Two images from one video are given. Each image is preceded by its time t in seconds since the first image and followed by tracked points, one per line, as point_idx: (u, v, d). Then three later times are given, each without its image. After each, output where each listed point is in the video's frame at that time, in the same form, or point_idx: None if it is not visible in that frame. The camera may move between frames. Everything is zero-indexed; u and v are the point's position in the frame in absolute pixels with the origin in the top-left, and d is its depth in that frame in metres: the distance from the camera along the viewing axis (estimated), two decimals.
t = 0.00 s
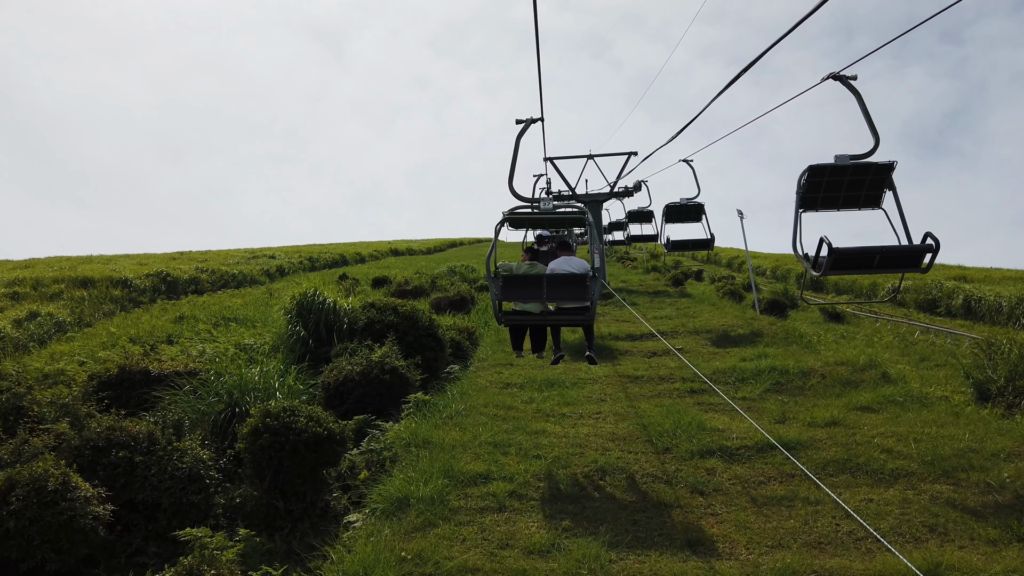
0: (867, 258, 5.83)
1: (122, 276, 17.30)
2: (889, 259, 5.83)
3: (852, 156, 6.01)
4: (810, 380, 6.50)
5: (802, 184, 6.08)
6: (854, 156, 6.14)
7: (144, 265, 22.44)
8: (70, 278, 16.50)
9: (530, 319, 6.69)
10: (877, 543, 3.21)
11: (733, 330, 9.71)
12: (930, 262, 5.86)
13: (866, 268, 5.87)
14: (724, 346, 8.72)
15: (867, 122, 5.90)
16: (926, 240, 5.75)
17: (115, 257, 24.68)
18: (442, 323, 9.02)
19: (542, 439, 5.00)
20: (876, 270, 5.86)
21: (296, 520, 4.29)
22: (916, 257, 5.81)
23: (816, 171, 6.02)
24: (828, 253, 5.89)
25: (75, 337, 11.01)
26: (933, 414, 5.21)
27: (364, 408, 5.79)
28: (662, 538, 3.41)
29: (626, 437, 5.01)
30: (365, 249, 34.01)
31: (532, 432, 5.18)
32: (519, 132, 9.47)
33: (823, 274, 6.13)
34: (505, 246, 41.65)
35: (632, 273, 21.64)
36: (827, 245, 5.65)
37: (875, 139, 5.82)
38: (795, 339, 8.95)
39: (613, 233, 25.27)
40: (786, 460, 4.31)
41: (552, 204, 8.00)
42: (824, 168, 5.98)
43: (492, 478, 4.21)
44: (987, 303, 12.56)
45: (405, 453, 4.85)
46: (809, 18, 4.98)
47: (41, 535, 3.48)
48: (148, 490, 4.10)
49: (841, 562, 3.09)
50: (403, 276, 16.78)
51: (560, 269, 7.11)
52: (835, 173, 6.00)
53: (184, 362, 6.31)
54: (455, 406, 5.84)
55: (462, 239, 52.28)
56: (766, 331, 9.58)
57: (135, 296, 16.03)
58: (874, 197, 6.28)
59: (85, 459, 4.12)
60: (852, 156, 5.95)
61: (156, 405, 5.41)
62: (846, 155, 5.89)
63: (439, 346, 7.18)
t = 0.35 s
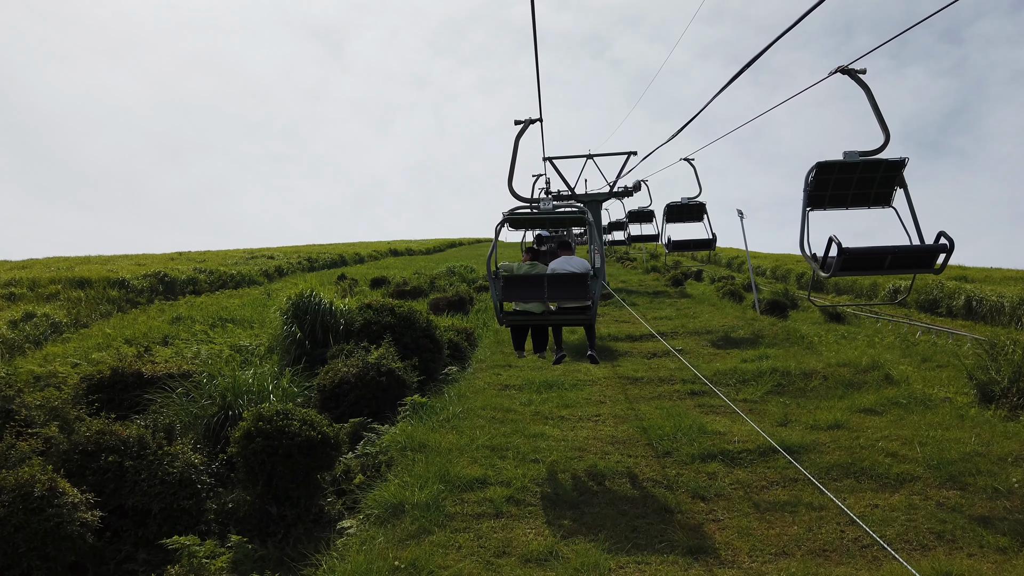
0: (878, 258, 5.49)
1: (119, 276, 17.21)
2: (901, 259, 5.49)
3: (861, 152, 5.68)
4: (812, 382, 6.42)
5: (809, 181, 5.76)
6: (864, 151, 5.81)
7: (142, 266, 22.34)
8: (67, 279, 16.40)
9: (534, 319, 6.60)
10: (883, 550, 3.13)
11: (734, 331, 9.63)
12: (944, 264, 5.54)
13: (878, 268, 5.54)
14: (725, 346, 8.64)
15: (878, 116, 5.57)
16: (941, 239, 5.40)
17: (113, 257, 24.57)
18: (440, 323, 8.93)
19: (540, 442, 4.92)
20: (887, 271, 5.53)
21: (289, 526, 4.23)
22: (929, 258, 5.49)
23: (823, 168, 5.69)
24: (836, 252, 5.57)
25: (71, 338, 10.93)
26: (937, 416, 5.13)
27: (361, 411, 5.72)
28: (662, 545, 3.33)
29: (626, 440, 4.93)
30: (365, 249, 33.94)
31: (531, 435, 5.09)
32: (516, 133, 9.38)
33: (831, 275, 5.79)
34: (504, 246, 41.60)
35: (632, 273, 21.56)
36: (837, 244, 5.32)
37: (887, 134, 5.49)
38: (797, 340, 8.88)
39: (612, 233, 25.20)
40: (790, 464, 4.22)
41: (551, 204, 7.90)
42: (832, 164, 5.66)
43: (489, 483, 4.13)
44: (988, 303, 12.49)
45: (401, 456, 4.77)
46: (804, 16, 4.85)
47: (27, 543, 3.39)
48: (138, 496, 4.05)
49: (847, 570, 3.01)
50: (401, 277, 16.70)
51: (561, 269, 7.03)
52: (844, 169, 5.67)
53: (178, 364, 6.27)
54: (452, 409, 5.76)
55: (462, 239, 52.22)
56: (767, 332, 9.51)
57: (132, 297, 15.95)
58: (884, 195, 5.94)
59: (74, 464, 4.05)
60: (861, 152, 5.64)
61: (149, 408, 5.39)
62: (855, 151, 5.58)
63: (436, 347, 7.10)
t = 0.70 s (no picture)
0: (888, 263, 5.39)
1: (114, 278, 17.09)
2: (911, 264, 5.40)
3: (869, 151, 5.56)
4: (811, 386, 6.34)
5: (816, 182, 5.63)
6: (871, 150, 5.69)
7: (138, 267, 22.23)
8: (62, 280, 16.30)
9: (530, 321, 6.47)
10: (885, 562, 3.04)
11: (732, 334, 9.57)
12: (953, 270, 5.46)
13: (887, 273, 5.42)
14: (723, 350, 8.58)
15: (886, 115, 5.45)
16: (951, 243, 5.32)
17: (110, 258, 24.46)
18: (436, 326, 8.85)
19: (536, 448, 4.83)
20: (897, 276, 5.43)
21: (278, 535, 4.14)
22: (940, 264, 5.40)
23: (830, 168, 5.56)
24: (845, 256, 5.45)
25: (64, 341, 10.83)
26: (939, 422, 5.05)
27: (353, 416, 5.63)
28: (659, 557, 3.24)
29: (622, 446, 4.85)
30: (362, 251, 33.87)
31: (526, 441, 5.01)
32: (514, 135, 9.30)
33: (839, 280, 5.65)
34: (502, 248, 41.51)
35: (630, 275, 21.50)
36: (846, 247, 5.21)
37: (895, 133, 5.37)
38: (796, 343, 8.81)
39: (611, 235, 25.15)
40: (788, 471, 4.14)
41: (549, 206, 7.83)
42: (839, 164, 5.53)
43: (482, 491, 4.05)
44: (987, 305, 12.42)
45: (392, 463, 4.68)
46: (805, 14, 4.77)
47: (6, 552, 3.29)
48: (122, 504, 3.96)
49: None
50: (398, 279, 16.61)
51: (558, 271, 6.95)
52: (852, 170, 5.56)
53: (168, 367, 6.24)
54: (446, 413, 5.67)
55: (460, 241, 52.16)
56: (766, 335, 9.43)
57: (127, 299, 15.85)
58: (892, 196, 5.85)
59: (57, 471, 3.97)
60: (869, 152, 5.51)
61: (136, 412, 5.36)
62: (863, 151, 5.45)
63: (431, 351, 7.01)
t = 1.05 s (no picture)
0: (904, 269, 5.05)
1: (108, 279, 16.94)
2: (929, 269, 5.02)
3: (882, 150, 5.21)
4: (813, 391, 6.24)
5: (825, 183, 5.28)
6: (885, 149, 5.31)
7: (134, 269, 22.08)
8: (56, 282, 16.16)
9: (530, 321, 6.33)
10: None
11: (731, 337, 9.47)
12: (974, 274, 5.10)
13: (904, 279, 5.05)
14: (722, 353, 8.48)
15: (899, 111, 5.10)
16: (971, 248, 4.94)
17: (106, 260, 24.32)
18: (431, 329, 8.74)
19: (531, 455, 4.72)
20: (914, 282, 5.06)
21: (265, 545, 4.06)
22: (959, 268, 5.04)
23: (841, 168, 5.21)
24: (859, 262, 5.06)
25: (56, 343, 10.70)
26: (944, 427, 4.95)
27: (346, 421, 5.53)
28: (657, 570, 3.13)
29: (620, 453, 4.75)
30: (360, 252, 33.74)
31: (522, 448, 4.89)
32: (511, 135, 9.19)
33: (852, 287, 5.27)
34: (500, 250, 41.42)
35: (629, 276, 21.41)
36: (860, 252, 4.87)
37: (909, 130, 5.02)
38: (796, 346, 8.71)
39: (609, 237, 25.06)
40: (790, 479, 4.03)
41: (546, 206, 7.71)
42: (851, 164, 5.17)
43: (475, 500, 3.95)
44: (989, 307, 12.32)
45: (383, 471, 4.58)
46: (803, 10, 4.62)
47: None
48: (105, 514, 3.87)
49: None
50: (395, 280, 16.49)
51: (556, 271, 6.85)
52: (864, 169, 5.19)
53: (157, 372, 6.15)
54: (440, 419, 5.56)
55: (458, 241, 52.05)
56: (766, 338, 9.33)
57: (122, 301, 15.72)
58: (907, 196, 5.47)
59: (38, 480, 3.85)
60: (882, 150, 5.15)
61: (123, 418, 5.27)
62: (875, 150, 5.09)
63: (426, 354, 6.89)
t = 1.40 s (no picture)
0: (919, 284, 4.60)
1: (96, 286, 16.68)
2: (944, 284, 4.61)
3: (893, 157, 4.71)
4: (808, 404, 6.14)
5: (833, 192, 4.72)
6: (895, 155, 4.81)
7: (122, 276, 21.79)
8: (42, 289, 15.90)
9: (523, 329, 6.23)
10: None
11: (725, 348, 9.37)
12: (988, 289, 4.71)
13: (918, 295, 4.62)
14: (716, 364, 8.39)
15: (912, 114, 4.60)
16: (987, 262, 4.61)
17: (94, 267, 24.01)
18: (421, 339, 8.60)
19: (522, 473, 4.59)
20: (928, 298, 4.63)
21: (245, 567, 3.88)
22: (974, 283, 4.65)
23: (850, 175, 4.66)
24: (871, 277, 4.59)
25: (39, 352, 10.47)
26: (943, 443, 4.84)
27: (332, 435, 5.39)
28: None
29: (613, 470, 4.62)
30: (353, 259, 33.54)
31: (512, 465, 4.75)
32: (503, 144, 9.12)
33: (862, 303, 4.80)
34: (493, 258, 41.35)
35: (622, 285, 21.35)
36: (873, 266, 4.39)
37: (923, 134, 4.53)
38: (790, 357, 8.61)
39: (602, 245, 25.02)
40: (788, 499, 3.91)
41: (538, 215, 7.60)
42: (861, 171, 4.64)
43: (463, 520, 3.81)
44: (983, 317, 12.30)
45: (369, 489, 4.43)
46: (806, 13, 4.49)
47: None
48: (78, 535, 3.69)
49: None
50: (387, 288, 16.33)
51: (549, 279, 6.72)
52: (874, 177, 4.67)
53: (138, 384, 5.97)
54: (429, 433, 5.41)
55: (451, 249, 51.92)
56: (761, 349, 9.23)
57: (109, 308, 15.48)
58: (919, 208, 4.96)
59: (8, 500, 3.68)
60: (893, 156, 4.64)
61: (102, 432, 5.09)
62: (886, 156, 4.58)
63: (416, 365, 6.74)
